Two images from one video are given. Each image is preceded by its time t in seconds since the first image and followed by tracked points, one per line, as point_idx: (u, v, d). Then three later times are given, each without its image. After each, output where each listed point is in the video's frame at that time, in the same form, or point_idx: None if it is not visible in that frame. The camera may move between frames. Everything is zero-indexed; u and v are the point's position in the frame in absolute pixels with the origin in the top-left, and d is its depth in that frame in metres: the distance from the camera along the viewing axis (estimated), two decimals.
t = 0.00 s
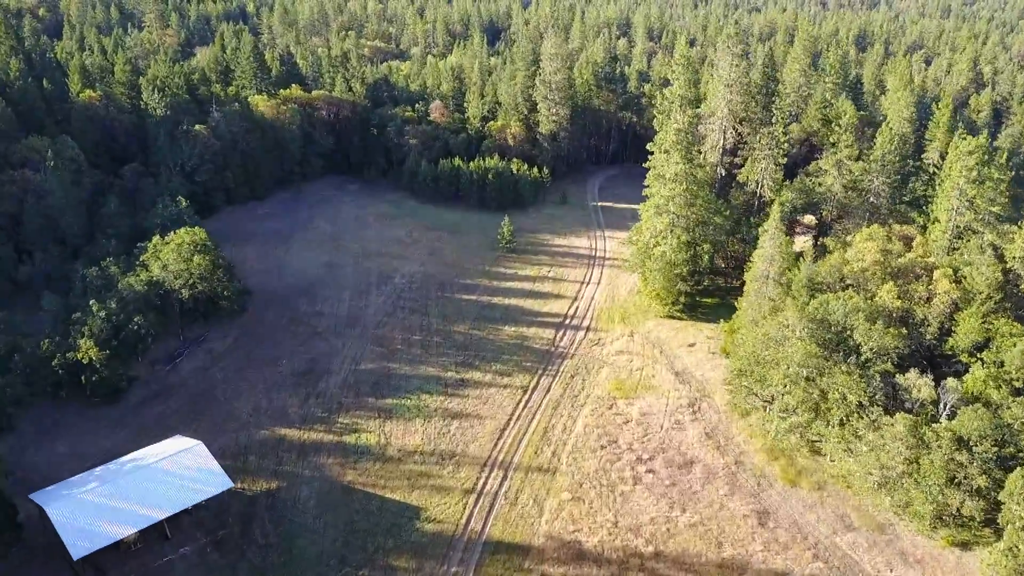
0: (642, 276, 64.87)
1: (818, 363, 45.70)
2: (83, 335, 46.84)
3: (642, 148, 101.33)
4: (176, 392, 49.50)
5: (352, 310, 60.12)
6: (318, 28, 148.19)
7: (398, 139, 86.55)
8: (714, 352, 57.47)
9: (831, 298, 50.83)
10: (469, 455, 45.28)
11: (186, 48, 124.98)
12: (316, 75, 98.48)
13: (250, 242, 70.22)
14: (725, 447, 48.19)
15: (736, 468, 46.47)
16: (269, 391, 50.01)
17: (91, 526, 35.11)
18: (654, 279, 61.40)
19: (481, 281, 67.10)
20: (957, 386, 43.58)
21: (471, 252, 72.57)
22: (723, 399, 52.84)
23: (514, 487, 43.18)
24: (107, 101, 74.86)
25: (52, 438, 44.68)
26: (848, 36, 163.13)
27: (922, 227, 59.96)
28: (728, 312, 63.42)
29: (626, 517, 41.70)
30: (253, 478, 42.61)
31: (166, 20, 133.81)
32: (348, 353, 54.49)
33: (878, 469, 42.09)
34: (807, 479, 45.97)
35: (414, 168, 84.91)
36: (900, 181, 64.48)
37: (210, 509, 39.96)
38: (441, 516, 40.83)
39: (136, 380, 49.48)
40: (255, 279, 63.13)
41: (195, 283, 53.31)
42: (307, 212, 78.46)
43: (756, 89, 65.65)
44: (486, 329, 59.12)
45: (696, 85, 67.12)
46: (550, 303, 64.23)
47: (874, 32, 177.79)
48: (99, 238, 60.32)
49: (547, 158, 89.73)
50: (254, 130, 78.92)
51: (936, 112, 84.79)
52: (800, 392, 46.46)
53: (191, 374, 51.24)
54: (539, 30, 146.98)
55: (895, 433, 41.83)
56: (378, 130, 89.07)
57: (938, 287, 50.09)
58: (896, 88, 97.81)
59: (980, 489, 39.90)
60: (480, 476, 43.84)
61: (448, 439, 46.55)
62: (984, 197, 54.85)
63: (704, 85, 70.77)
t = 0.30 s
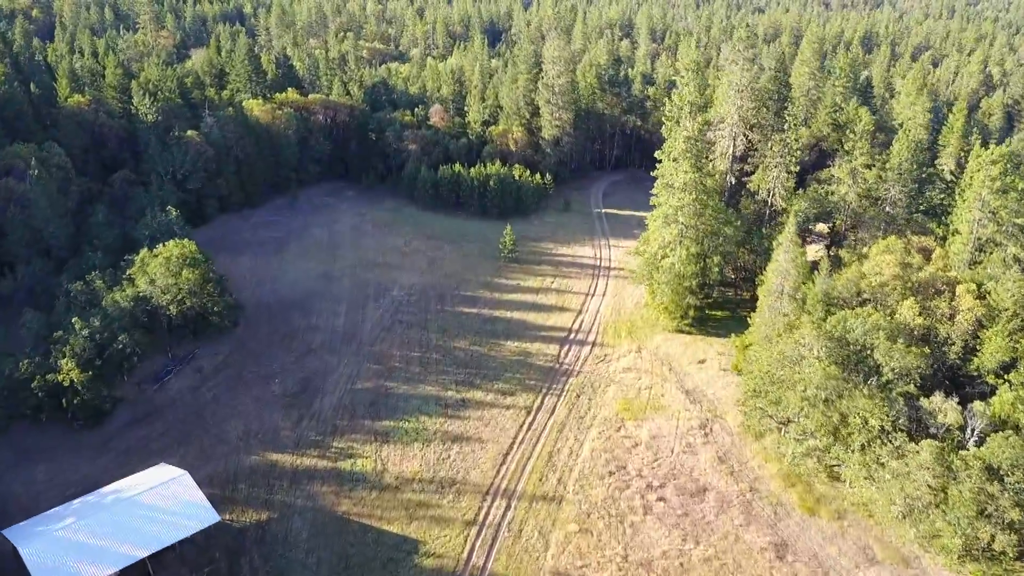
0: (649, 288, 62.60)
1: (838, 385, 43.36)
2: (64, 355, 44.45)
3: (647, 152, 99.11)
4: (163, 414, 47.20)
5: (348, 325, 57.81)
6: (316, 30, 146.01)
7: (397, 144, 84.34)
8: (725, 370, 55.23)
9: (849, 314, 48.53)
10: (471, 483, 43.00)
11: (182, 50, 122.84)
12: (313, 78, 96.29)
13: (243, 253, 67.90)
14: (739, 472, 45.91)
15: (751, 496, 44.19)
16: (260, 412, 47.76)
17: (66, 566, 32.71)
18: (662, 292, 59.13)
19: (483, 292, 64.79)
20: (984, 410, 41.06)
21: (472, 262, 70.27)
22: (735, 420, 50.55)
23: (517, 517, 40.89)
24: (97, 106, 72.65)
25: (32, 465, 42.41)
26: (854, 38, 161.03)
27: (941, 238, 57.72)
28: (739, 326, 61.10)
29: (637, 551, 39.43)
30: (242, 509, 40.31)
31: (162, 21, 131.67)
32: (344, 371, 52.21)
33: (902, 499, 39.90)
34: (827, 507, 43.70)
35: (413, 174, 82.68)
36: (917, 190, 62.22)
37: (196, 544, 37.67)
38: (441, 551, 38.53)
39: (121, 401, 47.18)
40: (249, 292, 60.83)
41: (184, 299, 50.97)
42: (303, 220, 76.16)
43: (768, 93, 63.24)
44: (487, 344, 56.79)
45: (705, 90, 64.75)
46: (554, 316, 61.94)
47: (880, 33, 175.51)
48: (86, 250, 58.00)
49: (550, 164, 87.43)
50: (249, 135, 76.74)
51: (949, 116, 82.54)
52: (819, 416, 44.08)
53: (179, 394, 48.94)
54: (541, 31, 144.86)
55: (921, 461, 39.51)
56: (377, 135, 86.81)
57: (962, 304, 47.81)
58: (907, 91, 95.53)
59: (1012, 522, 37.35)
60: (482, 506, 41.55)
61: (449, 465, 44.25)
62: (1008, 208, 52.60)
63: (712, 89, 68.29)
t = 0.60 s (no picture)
0: (657, 301, 60.30)
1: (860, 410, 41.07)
2: (43, 378, 41.93)
3: (651, 157, 96.87)
4: (148, 438, 44.92)
5: (344, 341, 55.50)
6: (314, 31, 143.83)
7: (395, 150, 82.10)
8: (737, 389, 52.95)
9: (869, 334, 46.20)
10: (472, 514, 40.68)
11: (177, 52, 120.61)
12: (310, 81, 94.07)
13: (236, 264, 65.62)
14: (754, 500, 43.60)
15: (768, 526, 41.88)
16: (251, 436, 45.49)
17: None
18: (671, 307, 56.83)
19: (484, 306, 62.45)
20: (1015, 437, 38.16)
21: (473, 272, 67.95)
22: (749, 443, 48.24)
23: (522, 552, 38.57)
24: (86, 111, 70.40)
25: (8, 493, 40.20)
26: (860, 39, 158.87)
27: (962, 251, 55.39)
28: (751, 341, 58.78)
29: None
30: (229, 544, 37.96)
31: (157, 22, 129.51)
32: (340, 391, 49.90)
33: (930, 533, 37.54)
34: (847, 538, 41.41)
35: (413, 180, 80.42)
36: (935, 200, 59.92)
37: None
38: None
39: (104, 425, 44.86)
40: (241, 306, 58.54)
41: (171, 315, 48.66)
42: (298, 229, 73.92)
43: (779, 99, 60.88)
44: (489, 362, 54.41)
45: (714, 96, 62.37)
46: (559, 330, 59.59)
47: (886, 35, 173.26)
48: (70, 263, 55.65)
49: (553, 170, 85.10)
50: (243, 141, 74.51)
51: (964, 121, 80.23)
52: (839, 442, 41.53)
53: (166, 416, 46.68)
54: (542, 32, 142.68)
55: (949, 493, 37.05)
56: (375, 140, 84.55)
57: (988, 322, 45.42)
58: (918, 95, 93.28)
59: None
60: (483, 539, 39.22)
61: (449, 494, 41.94)
62: None
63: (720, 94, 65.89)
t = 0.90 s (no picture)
0: (666, 315, 57.99)
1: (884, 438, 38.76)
2: (20, 403, 39.53)
3: (657, 163, 94.44)
4: (133, 464, 42.65)
5: (340, 359, 53.21)
6: (312, 33, 141.56)
7: (394, 156, 79.82)
8: (750, 410, 50.65)
9: (891, 354, 43.88)
10: (473, 549, 38.35)
11: (171, 54, 118.44)
12: (307, 85, 91.78)
13: (228, 275, 63.32)
14: (771, 532, 41.31)
15: (786, 560, 39.59)
16: (241, 463, 43.22)
17: None
18: (680, 322, 54.52)
19: (486, 320, 60.12)
20: None
21: (473, 284, 65.66)
22: (764, 469, 45.93)
23: None
24: (74, 117, 68.12)
25: None
26: (865, 42, 156.77)
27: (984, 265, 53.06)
28: (763, 358, 56.53)
29: None
30: None
31: (152, 24, 127.37)
32: (334, 414, 47.64)
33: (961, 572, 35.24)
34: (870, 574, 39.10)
35: (412, 188, 78.14)
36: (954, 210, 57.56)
37: None
38: None
39: (86, 452, 42.53)
40: (232, 321, 56.24)
41: (158, 335, 46.35)
42: (293, 239, 71.64)
43: (791, 106, 58.62)
44: (490, 380, 52.04)
45: (724, 102, 60.03)
46: (563, 346, 57.23)
47: (891, 36, 171.06)
48: (54, 278, 53.29)
49: (556, 177, 82.76)
50: (237, 147, 72.26)
51: (979, 127, 77.85)
52: (862, 472, 39.27)
53: (152, 441, 44.41)
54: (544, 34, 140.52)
55: (982, 530, 34.77)
56: (373, 146, 82.30)
57: (1016, 343, 43.11)
58: (930, 99, 91.01)
59: None
60: None
61: (449, 526, 39.61)
62: None
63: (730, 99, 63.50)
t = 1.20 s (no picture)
0: (674, 331, 55.70)
1: (912, 469, 36.48)
2: None
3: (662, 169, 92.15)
4: (115, 494, 40.33)
5: (335, 378, 50.91)
6: (310, 34, 139.31)
7: (392, 163, 77.59)
8: (764, 432, 48.33)
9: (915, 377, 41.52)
10: None
11: (166, 57, 116.33)
12: (303, 89, 89.55)
13: (220, 288, 61.04)
14: (790, 567, 39.01)
15: None
16: (230, 492, 40.93)
17: None
18: (690, 339, 52.19)
19: (488, 335, 57.76)
20: None
21: (474, 296, 63.35)
22: (780, 497, 43.62)
23: None
24: (61, 123, 65.89)
25: None
26: (872, 43, 154.40)
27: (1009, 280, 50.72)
28: (776, 376, 54.22)
29: None
30: None
31: (146, 26, 125.30)
32: (329, 438, 45.36)
33: None
34: None
35: (411, 195, 75.79)
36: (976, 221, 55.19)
37: None
38: None
39: (65, 481, 40.18)
40: (223, 338, 53.96)
41: (143, 356, 44.01)
42: (288, 249, 69.34)
43: (805, 113, 56.37)
44: (492, 401, 49.66)
45: (735, 109, 57.71)
46: (568, 363, 54.87)
47: (898, 36, 168.72)
48: (36, 293, 50.97)
49: (559, 184, 80.44)
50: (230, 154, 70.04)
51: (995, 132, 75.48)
52: (888, 505, 36.94)
53: (137, 468, 42.12)
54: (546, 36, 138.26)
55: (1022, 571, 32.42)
56: (371, 152, 80.03)
57: None
58: (943, 104, 88.68)
59: None
60: None
61: (449, 562, 37.28)
62: None
63: (741, 105, 61.24)
